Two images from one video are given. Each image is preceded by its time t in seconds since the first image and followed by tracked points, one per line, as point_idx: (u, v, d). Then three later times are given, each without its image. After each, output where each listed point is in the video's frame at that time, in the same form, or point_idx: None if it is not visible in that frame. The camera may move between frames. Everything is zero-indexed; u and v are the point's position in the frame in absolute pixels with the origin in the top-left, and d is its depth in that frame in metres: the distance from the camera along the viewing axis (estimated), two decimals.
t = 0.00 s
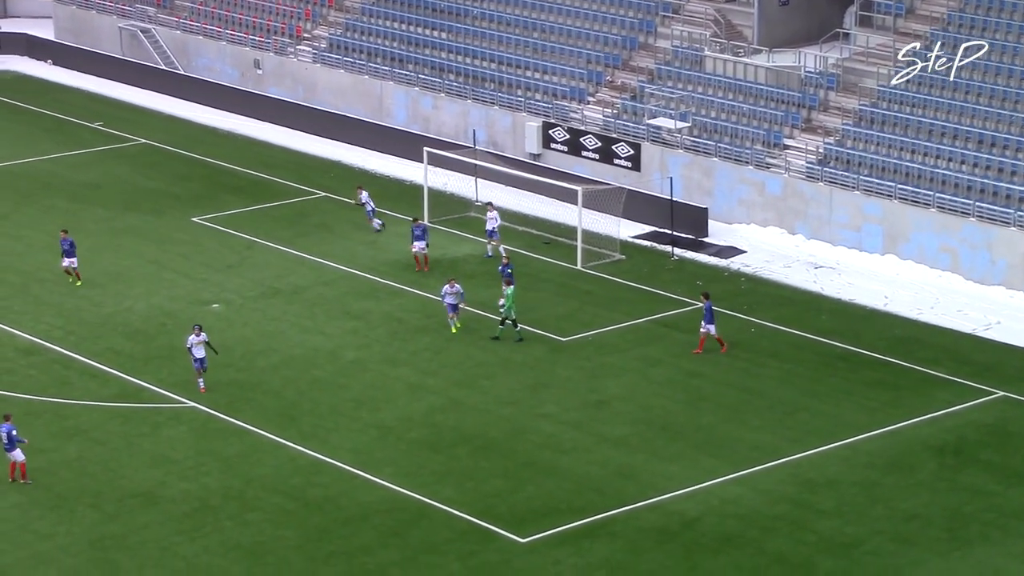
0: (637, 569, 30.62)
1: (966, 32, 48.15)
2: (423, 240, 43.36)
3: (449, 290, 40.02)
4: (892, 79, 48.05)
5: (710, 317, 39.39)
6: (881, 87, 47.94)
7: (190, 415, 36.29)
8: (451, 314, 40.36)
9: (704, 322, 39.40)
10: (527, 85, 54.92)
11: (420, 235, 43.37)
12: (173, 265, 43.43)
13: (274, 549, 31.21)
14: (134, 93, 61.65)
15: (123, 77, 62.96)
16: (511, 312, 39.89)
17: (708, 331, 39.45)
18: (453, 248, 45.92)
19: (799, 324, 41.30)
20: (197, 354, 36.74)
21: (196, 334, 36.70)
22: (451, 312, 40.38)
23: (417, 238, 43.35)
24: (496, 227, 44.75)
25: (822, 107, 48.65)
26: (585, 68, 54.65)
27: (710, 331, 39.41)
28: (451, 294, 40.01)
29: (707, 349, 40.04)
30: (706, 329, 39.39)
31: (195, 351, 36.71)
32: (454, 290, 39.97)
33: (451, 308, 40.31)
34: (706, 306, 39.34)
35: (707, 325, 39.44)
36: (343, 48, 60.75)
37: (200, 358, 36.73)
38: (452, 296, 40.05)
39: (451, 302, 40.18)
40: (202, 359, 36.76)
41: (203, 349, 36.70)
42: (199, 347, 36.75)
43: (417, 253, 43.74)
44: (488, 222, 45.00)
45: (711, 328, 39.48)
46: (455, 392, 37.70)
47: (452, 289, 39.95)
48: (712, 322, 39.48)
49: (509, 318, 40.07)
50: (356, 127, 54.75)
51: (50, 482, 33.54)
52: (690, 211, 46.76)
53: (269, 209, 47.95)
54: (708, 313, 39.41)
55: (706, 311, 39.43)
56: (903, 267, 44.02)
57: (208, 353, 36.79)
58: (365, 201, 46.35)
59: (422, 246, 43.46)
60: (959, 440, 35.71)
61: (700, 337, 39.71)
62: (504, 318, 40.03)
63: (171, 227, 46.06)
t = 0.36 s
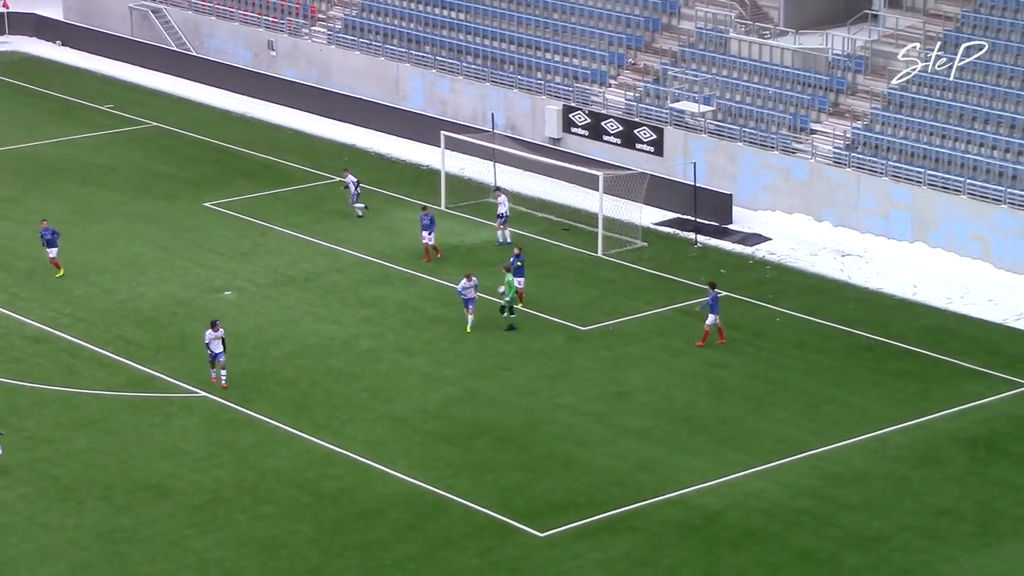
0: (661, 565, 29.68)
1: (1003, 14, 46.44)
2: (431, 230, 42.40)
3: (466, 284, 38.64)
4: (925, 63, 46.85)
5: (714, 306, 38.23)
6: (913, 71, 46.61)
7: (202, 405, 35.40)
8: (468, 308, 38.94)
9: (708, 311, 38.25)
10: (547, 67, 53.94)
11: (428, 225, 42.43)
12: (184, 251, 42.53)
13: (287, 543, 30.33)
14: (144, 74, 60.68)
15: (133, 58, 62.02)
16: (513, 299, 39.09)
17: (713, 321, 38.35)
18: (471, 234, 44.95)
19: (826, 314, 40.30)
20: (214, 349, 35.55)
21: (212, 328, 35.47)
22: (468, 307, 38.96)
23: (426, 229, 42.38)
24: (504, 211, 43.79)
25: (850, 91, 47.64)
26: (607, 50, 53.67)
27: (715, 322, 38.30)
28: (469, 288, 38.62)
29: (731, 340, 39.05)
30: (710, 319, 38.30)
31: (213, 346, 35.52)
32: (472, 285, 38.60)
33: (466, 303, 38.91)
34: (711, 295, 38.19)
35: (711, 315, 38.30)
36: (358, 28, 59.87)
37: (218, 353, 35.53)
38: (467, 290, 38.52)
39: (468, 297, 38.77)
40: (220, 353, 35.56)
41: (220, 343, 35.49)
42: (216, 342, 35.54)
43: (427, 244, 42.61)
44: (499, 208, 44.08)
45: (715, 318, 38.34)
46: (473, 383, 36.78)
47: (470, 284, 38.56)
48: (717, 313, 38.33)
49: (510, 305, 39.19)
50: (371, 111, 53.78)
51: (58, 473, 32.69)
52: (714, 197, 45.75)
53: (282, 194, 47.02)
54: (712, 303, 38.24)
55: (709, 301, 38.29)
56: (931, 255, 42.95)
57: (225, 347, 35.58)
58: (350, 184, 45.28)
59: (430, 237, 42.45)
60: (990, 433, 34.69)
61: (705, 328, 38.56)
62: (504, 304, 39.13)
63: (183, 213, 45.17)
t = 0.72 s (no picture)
0: (684, 566, 28.76)
1: None
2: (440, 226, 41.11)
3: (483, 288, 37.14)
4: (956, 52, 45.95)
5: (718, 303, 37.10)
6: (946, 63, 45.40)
7: (213, 402, 34.54)
8: (484, 314, 37.50)
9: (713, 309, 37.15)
10: (569, 56, 52.93)
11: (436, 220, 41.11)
12: (196, 244, 41.69)
13: (299, 543, 29.48)
14: (156, 62, 59.81)
15: (145, 46, 61.16)
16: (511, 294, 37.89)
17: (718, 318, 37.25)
18: (490, 227, 44.00)
19: (854, 309, 39.31)
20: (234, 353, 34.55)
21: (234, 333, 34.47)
22: (484, 312, 37.52)
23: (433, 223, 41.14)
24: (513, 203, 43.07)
25: (880, 81, 46.63)
26: (630, 38, 52.76)
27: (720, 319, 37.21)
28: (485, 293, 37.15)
29: (757, 335, 38.07)
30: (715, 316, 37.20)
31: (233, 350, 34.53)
32: (488, 290, 37.14)
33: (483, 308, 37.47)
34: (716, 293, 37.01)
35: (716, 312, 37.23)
36: (375, 15, 58.96)
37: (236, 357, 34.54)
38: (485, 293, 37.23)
39: (484, 301, 37.33)
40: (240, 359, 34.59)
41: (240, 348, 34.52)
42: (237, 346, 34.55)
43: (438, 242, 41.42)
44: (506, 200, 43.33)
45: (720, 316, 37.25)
46: (491, 379, 35.88)
47: (487, 288, 37.09)
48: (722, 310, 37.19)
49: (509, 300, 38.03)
50: (388, 100, 52.88)
51: (66, 470, 31.88)
52: (739, 189, 44.74)
53: (296, 186, 46.15)
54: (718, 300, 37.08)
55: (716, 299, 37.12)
56: (963, 250, 41.91)
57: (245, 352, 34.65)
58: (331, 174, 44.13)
59: (438, 233, 41.24)
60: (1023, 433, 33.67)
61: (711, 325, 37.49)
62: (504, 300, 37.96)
63: (196, 204, 44.34)
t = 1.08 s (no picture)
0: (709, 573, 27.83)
1: None
2: (445, 228, 40.10)
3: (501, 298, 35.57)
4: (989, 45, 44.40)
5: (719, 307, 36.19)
6: (976, 54, 44.46)
7: (225, 403, 33.66)
8: (504, 327, 35.93)
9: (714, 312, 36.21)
10: (590, 50, 52.07)
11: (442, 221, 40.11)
12: (209, 242, 40.87)
13: (312, 549, 28.62)
14: (169, 56, 59.03)
15: (157, 39, 60.35)
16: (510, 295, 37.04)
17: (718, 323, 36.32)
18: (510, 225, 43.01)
19: (883, 310, 38.32)
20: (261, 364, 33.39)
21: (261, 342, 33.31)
22: (503, 324, 35.97)
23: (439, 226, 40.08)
24: (519, 201, 42.07)
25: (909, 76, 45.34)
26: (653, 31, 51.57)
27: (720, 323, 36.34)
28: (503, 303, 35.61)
29: (783, 337, 37.09)
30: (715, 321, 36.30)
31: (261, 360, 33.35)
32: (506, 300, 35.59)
33: (500, 320, 35.92)
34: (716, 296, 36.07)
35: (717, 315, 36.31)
36: (391, 7, 57.98)
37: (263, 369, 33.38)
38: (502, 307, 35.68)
39: (502, 312, 35.77)
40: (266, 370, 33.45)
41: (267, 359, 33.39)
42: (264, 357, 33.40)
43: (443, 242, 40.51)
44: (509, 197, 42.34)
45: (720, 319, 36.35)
46: (510, 381, 34.99)
47: (505, 297, 35.55)
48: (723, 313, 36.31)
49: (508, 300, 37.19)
50: (406, 95, 52.03)
51: (74, 473, 31.07)
52: (765, 188, 43.75)
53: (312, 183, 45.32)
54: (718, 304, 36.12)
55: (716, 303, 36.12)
56: (995, 249, 40.88)
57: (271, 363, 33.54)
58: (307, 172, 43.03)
59: (444, 235, 40.17)
60: None
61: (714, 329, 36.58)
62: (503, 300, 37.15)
63: (209, 202, 43.54)
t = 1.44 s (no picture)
0: None
1: None
2: (451, 225, 39.14)
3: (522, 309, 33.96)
4: None
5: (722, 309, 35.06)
6: (1010, 47, 43.31)
7: (241, 403, 32.86)
8: (524, 340, 34.35)
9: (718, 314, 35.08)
10: (615, 41, 51.30)
11: (447, 219, 39.15)
12: (225, 238, 40.07)
13: (329, 553, 27.80)
14: (185, 47, 58.24)
15: (173, 30, 59.55)
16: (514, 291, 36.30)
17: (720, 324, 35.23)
18: (533, 221, 42.08)
19: (915, 309, 37.36)
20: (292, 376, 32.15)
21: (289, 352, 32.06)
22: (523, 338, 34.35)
23: (444, 223, 39.09)
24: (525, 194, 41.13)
25: (944, 69, 44.66)
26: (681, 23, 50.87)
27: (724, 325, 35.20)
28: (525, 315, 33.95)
29: (813, 337, 36.15)
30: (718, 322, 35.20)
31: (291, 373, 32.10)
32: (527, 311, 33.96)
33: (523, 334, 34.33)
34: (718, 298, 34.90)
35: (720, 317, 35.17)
36: None
37: (296, 381, 32.16)
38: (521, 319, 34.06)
39: (524, 325, 34.16)
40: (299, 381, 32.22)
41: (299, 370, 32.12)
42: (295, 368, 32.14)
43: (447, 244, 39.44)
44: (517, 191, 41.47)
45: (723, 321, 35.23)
46: (532, 381, 34.12)
47: (526, 309, 33.92)
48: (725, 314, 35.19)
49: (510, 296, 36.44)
50: (428, 87, 51.18)
51: (87, 474, 30.29)
52: (795, 183, 42.79)
53: (330, 177, 44.49)
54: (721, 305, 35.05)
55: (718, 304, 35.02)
56: None
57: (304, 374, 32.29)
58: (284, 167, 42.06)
59: (448, 232, 39.16)
60: None
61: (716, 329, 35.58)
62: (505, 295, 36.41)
63: (225, 196, 42.75)
